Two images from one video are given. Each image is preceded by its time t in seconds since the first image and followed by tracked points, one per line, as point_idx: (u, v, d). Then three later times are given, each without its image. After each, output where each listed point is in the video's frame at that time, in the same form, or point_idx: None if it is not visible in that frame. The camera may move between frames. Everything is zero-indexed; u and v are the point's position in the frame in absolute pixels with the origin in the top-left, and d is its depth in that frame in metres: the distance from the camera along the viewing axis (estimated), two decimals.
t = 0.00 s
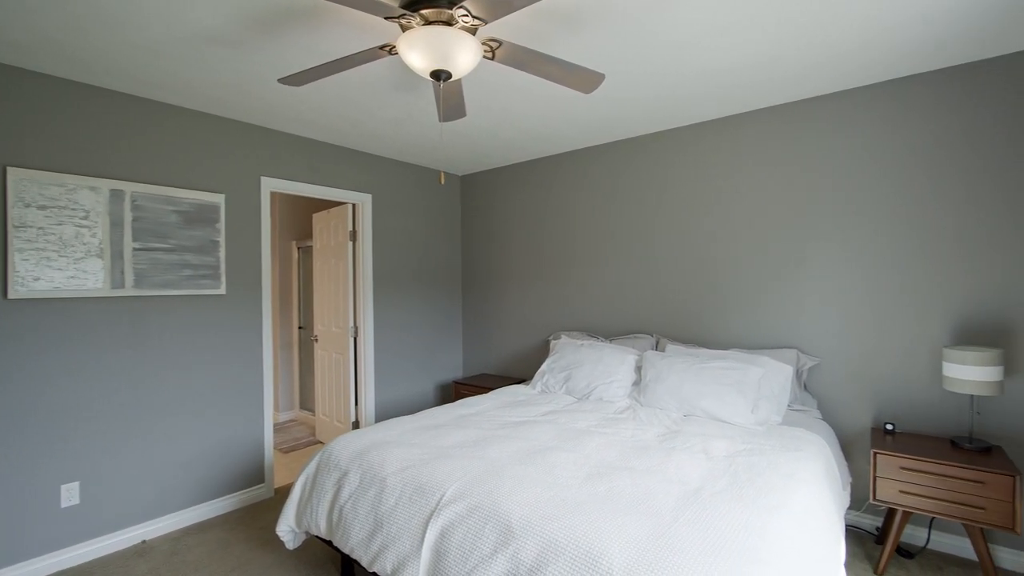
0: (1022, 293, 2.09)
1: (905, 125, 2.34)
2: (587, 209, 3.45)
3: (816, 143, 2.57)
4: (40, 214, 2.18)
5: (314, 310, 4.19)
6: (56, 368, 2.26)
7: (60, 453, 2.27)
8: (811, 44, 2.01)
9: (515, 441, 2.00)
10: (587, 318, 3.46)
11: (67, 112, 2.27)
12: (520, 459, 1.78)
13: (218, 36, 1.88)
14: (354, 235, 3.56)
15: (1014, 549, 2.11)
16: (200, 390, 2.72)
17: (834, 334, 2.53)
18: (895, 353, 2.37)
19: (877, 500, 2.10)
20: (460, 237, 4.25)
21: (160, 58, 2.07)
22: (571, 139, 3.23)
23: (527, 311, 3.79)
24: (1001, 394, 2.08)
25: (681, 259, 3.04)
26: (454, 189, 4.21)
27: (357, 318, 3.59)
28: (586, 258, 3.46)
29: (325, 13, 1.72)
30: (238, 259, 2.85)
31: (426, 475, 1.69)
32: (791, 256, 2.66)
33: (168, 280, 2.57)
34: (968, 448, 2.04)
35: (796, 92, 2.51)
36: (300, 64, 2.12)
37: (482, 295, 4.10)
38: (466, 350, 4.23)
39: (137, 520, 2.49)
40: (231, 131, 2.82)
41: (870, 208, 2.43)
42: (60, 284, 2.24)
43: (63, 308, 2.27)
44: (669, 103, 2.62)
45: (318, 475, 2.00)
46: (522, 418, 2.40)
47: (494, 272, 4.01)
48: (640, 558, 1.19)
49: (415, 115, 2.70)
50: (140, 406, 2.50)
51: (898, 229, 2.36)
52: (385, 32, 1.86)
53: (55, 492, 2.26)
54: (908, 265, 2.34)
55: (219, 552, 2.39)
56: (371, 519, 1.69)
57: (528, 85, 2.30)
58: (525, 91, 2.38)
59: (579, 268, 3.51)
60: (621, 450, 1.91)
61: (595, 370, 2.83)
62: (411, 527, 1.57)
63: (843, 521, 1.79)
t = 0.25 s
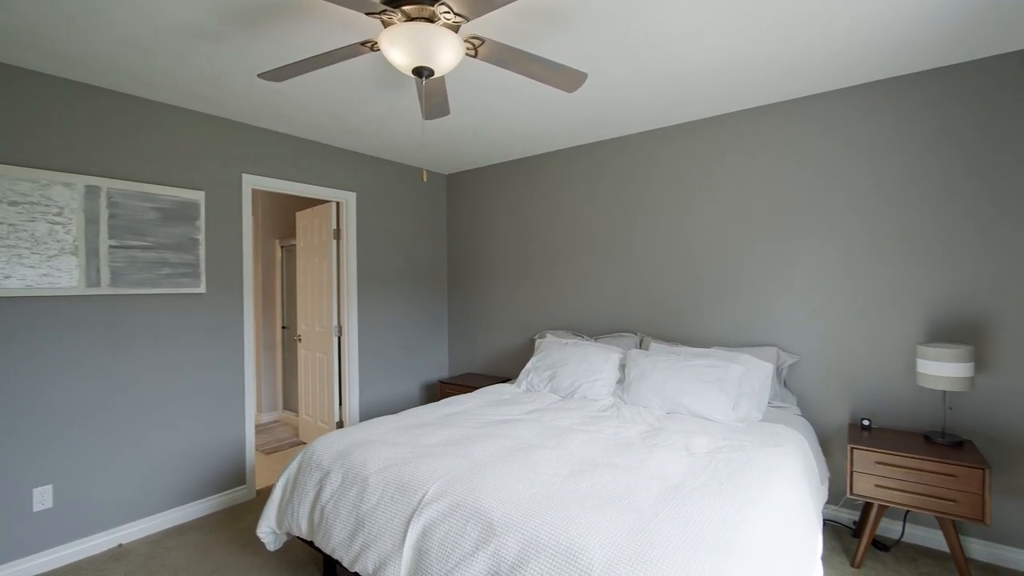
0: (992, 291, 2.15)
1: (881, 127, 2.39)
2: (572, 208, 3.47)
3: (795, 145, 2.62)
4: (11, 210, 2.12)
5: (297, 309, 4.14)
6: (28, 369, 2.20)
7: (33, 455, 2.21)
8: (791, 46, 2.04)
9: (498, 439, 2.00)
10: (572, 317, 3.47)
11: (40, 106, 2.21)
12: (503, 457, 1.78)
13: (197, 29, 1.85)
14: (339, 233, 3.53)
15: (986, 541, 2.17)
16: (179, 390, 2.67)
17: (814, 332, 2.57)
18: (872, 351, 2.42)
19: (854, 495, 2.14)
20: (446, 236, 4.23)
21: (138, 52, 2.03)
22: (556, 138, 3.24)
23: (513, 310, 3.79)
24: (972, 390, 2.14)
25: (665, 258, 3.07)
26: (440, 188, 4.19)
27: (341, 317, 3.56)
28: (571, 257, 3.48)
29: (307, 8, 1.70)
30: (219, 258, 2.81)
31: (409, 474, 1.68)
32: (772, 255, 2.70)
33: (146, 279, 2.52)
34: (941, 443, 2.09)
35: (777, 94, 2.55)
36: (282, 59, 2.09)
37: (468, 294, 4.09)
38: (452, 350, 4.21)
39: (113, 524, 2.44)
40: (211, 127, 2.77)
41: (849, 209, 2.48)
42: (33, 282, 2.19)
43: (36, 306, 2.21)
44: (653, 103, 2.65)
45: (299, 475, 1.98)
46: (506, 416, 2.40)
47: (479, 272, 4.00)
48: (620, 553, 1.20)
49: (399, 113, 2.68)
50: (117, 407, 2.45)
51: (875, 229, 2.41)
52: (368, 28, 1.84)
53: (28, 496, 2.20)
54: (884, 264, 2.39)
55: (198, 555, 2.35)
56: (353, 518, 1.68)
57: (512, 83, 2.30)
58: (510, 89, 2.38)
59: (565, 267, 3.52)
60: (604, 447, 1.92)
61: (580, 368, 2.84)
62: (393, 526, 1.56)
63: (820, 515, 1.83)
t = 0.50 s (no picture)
0: (963, 289, 2.21)
1: (857, 129, 2.44)
2: (556, 208, 3.48)
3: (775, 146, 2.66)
4: None
5: (280, 309, 4.09)
6: None
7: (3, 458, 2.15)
8: (770, 48, 2.07)
9: (481, 438, 2.00)
10: (557, 317, 3.48)
11: (10, 99, 2.15)
12: (486, 455, 1.78)
13: (174, 23, 1.82)
14: (322, 232, 3.50)
15: (957, 533, 2.23)
16: (157, 391, 2.62)
17: (793, 330, 2.61)
18: (849, 348, 2.47)
19: (832, 489, 2.18)
20: (430, 235, 4.21)
21: (113, 45, 1.98)
22: (541, 138, 3.25)
23: (498, 309, 3.79)
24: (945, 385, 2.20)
25: (648, 257, 3.09)
26: (425, 187, 4.17)
27: (324, 317, 3.52)
28: (555, 257, 3.49)
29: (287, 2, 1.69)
30: (198, 256, 2.76)
31: (391, 473, 1.67)
32: (752, 255, 2.74)
33: (122, 277, 2.46)
34: (914, 437, 2.14)
35: (757, 95, 2.59)
36: (263, 54, 2.07)
37: (453, 294, 4.08)
38: (436, 349, 4.20)
39: (88, 528, 2.38)
40: (190, 124, 2.73)
41: (826, 209, 2.53)
42: (3, 280, 2.13)
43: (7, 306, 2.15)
44: (635, 103, 2.67)
45: (280, 476, 1.95)
46: (490, 415, 2.40)
47: (464, 271, 3.99)
48: (600, 548, 1.20)
49: (383, 111, 2.67)
50: (92, 409, 2.40)
51: (852, 228, 2.46)
52: (350, 23, 1.83)
53: None
54: (861, 263, 2.44)
55: (177, 558, 2.30)
56: (334, 519, 1.66)
57: (495, 82, 2.31)
58: (493, 88, 2.38)
59: (549, 266, 3.53)
60: (587, 445, 1.93)
61: (564, 367, 2.85)
62: (375, 526, 1.55)
63: (798, 509, 1.86)
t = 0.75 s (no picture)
0: (935, 288, 2.27)
1: (834, 131, 2.49)
2: (541, 207, 3.49)
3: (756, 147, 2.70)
4: None
5: (261, 308, 4.03)
6: None
7: None
8: (748, 51, 2.11)
9: (464, 436, 1.99)
10: (541, 316, 3.49)
11: None
12: (468, 454, 1.78)
13: (149, 17, 1.78)
14: (304, 231, 3.46)
15: (929, 525, 2.29)
16: (133, 392, 2.57)
17: (772, 328, 2.66)
18: (826, 346, 2.52)
19: (809, 484, 2.22)
20: (415, 234, 4.19)
21: (86, 39, 1.94)
22: (525, 137, 3.25)
23: (483, 308, 3.79)
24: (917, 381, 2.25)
25: (631, 256, 3.12)
26: (409, 186, 4.15)
27: (307, 316, 3.48)
28: (539, 256, 3.50)
29: None
30: (176, 255, 2.71)
31: (372, 473, 1.66)
32: (733, 254, 2.77)
33: (96, 276, 2.41)
34: (888, 432, 2.19)
35: (737, 97, 2.63)
36: (241, 50, 2.04)
37: (437, 293, 4.06)
38: (421, 349, 4.18)
39: (61, 534, 2.32)
40: (167, 120, 2.68)
41: (804, 209, 2.57)
42: None
43: None
44: (618, 104, 2.69)
45: (259, 478, 1.92)
46: (474, 414, 2.39)
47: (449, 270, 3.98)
48: (579, 544, 1.21)
49: (365, 108, 2.65)
50: (65, 411, 2.34)
51: (829, 228, 2.51)
52: (330, 19, 1.81)
53: None
54: (837, 262, 2.49)
55: (154, 563, 2.26)
56: (314, 519, 1.65)
57: (478, 80, 2.30)
58: (477, 86, 2.38)
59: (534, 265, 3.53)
60: (569, 443, 1.94)
61: (548, 366, 2.86)
62: (355, 526, 1.54)
63: (776, 504, 1.89)
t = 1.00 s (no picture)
0: (908, 287, 2.33)
1: (812, 133, 2.54)
2: (525, 206, 3.49)
3: (736, 148, 2.74)
4: None
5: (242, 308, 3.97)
6: None
7: None
8: (729, 53, 2.13)
9: (447, 435, 1.99)
10: (526, 315, 3.49)
11: None
12: (450, 453, 1.77)
13: (123, 9, 1.74)
14: (286, 230, 3.42)
15: (904, 519, 2.34)
16: (108, 394, 2.51)
17: (752, 327, 2.70)
18: (804, 344, 2.56)
19: (788, 480, 2.26)
20: (399, 234, 4.17)
21: (58, 31, 1.89)
22: (509, 137, 3.26)
23: (467, 308, 3.78)
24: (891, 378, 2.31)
25: (614, 256, 3.14)
26: (393, 185, 4.13)
27: (289, 316, 3.44)
28: (524, 256, 3.51)
29: None
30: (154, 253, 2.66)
31: (353, 473, 1.64)
32: (714, 254, 2.81)
33: (70, 275, 2.35)
34: (863, 428, 2.24)
35: (717, 99, 2.66)
36: (220, 45, 2.01)
37: (422, 292, 4.04)
38: (406, 348, 4.16)
39: (32, 539, 2.26)
40: (145, 116, 2.62)
41: (783, 210, 2.62)
42: None
43: None
44: (601, 104, 2.70)
45: (238, 479, 1.90)
46: (457, 414, 2.39)
47: (434, 270, 3.97)
48: (559, 540, 1.22)
49: (348, 106, 2.63)
50: (37, 413, 2.28)
51: (807, 229, 2.56)
52: (311, 15, 1.80)
53: None
54: (814, 262, 2.54)
55: (130, 567, 2.21)
56: (294, 520, 1.63)
57: (461, 79, 2.30)
58: (461, 85, 2.37)
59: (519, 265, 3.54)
60: (551, 441, 1.95)
61: (532, 365, 2.87)
62: (335, 526, 1.52)
63: (754, 500, 1.92)
